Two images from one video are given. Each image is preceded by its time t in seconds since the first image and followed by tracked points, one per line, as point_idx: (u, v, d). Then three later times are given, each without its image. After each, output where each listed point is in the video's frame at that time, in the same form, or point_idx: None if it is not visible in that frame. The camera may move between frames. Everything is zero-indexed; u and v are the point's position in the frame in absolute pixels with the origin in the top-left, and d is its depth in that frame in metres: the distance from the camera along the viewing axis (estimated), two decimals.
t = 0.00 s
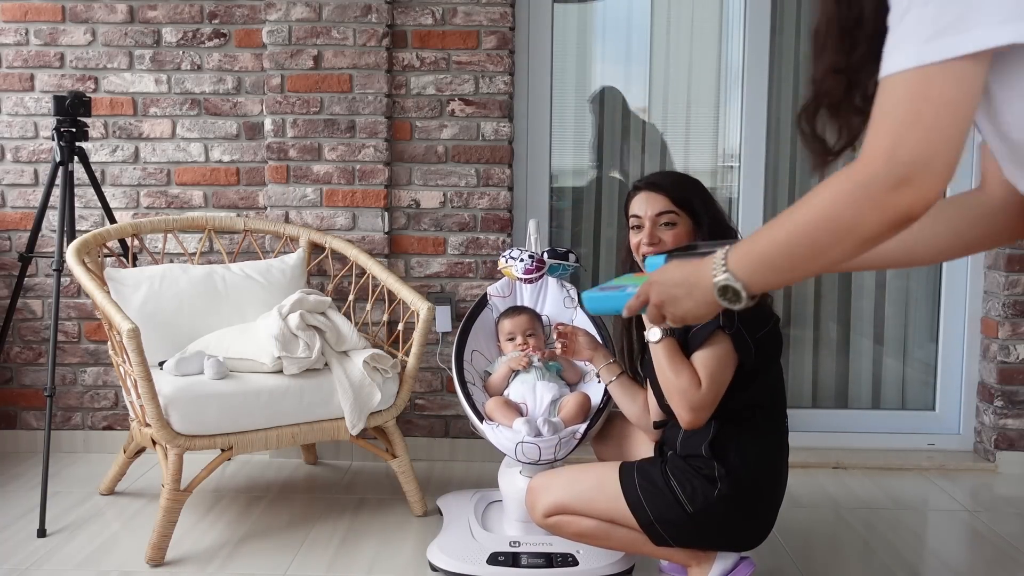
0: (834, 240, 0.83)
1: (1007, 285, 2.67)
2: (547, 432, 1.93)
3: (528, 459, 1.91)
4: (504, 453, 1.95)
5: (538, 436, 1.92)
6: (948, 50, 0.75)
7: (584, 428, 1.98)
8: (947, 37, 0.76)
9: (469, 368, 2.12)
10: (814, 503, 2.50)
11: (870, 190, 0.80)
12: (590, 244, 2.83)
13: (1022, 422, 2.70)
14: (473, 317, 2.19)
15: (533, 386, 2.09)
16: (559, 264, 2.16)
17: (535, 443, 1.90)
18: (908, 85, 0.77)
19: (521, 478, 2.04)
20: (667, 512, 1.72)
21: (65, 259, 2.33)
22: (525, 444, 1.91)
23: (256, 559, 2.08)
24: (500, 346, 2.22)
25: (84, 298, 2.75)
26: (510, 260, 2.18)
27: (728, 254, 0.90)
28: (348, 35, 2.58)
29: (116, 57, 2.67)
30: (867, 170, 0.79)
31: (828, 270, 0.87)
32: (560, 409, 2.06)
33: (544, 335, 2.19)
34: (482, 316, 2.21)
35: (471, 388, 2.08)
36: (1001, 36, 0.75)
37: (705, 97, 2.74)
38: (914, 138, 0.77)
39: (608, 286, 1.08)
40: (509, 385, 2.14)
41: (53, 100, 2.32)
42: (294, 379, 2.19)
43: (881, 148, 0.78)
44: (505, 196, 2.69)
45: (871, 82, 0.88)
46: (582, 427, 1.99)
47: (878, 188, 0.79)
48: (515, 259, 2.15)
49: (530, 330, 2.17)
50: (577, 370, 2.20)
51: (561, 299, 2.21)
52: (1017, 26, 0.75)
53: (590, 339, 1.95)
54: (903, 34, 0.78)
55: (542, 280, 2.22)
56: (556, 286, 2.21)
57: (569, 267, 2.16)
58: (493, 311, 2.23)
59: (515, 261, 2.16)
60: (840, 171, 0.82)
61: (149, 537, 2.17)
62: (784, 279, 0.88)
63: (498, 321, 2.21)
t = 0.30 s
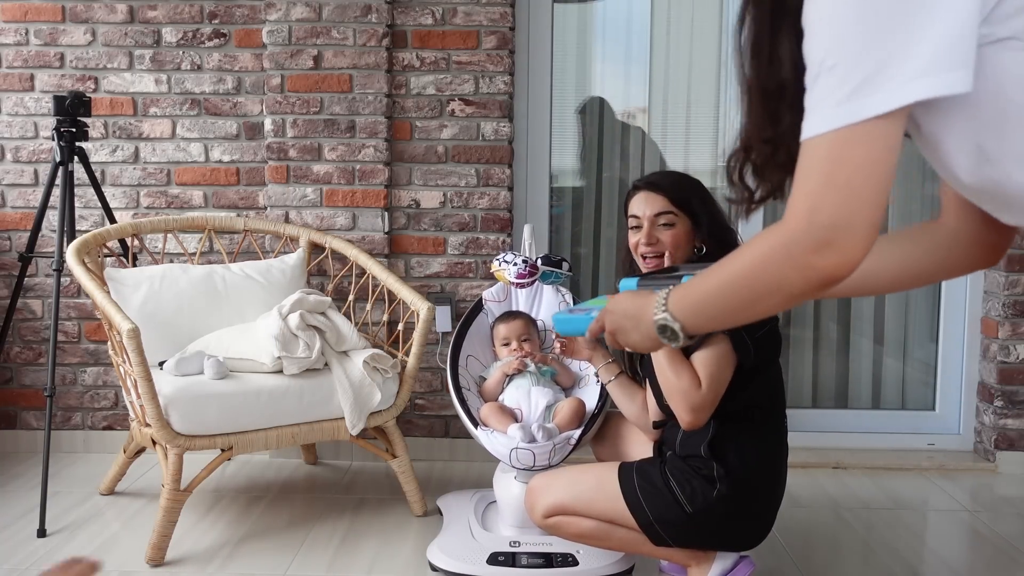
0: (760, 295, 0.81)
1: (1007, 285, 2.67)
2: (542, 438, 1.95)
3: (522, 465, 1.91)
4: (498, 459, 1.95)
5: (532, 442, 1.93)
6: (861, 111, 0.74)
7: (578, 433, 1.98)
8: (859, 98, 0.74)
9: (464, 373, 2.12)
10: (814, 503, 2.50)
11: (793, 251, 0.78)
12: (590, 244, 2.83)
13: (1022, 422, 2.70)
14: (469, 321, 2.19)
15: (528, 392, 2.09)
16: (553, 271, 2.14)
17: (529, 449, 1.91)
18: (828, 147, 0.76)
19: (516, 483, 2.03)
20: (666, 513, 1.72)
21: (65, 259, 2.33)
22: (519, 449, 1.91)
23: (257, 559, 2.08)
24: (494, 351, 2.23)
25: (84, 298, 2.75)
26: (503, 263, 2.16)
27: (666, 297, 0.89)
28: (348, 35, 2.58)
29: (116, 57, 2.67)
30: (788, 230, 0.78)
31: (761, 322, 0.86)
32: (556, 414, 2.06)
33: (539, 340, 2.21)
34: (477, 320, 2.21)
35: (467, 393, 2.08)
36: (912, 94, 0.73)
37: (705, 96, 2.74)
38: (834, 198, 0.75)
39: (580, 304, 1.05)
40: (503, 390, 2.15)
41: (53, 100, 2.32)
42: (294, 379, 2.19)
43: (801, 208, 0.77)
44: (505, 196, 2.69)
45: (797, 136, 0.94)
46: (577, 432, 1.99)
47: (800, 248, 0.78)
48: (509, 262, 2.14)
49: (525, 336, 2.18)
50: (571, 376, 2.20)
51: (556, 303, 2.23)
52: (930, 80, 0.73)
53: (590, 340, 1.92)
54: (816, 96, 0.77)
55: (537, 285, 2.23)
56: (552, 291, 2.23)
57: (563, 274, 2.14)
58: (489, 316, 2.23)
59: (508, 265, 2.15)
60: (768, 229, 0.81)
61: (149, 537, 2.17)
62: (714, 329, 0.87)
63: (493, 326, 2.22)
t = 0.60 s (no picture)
0: (716, 359, 0.81)
1: (1007, 285, 2.67)
2: (536, 443, 1.95)
3: (517, 470, 1.93)
4: (492, 464, 1.96)
5: (527, 447, 1.94)
6: (808, 182, 0.74)
7: (573, 437, 1.98)
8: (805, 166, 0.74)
9: (459, 378, 2.13)
10: (814, 503, 2.50)
11: (744, 320, 0.78)
12: (590, 244, 2.84)
13: (1022, 422, 2.70)
14: (465, 325, 2.19)
15: (522, 396, 2.11)
16: (548, 275, 2.16)
17: (524, 454, 1.92)
18: (776, 219, 0.76)
19: (510, 487, 2.04)
20: (669, 514, 1.72)
21: (65, 259, 2.33)
22: (514, 454, 1.92)
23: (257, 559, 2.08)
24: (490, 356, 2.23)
25: (84, 298, 2.75)
26: (500, 269, 2.19)
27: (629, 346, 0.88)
28: (348, 35, 2.58)
29: (116, 57, 2.67)
30: (741, 298, 0.78)
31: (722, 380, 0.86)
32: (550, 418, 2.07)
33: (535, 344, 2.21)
34: (473, 324, 2.21)
35: (461, 398, 2.09)
36: (857, 160, 0.72)
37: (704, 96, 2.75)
38: (783, 271, 0.75)
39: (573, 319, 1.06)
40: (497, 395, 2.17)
41: (53, 100, 2.32)
42: (294, 379, 2.19)
43: (752, 278, 0.77)
44: (505, 196, 2.69)
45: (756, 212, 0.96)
46: (572, 436, 1.99)
47: (752, 318, 0.77)
48: (505, 268, 2.17)
49: (521, 339, 2.18)
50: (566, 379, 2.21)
51: (552, 307, 2.21)
52: (875, 145, 0.73)
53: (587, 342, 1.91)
54: (766, 163, 0.77)
55: (532, 289, 2.22)
56: (547, 295, 2.22)
57: (559, 278, 2.17)
58: (484, 321, 2.23)
59: (504, 270, 2.18)
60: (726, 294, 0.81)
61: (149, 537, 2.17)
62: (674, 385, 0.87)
63: (488, 330, 2.22)
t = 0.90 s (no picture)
0: (684, 384, 0.79)
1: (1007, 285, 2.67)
2: (532, 446, 1.97)
3: (513, 472, 1.94)
4: (488, 466, 1.97)
5: (523, 449, 1.95)
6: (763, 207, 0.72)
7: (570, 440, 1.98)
8: (757, 194, 0.72)
9: (455, 379, 2.11)
10: (814, 503, 2.50)
11: (706, 348, 0.76)
12: (590, 244, 2.84)
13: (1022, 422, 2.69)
14: (462, 326, 2.18)
15: (519, 398, 2.12)
16: (544, 276, 2.20)
17: (520, 457, 1.93)
18: (738, 246, 0.73)
19: (507, 489, 2.04)
20: (670, 514, 1.72)
21: (64, 259, 2.33)
22: (510, 457, 1.93)
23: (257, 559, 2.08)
24: (486, 358, 2.22)
25: (84, 298, 2.75)
26: (495, 270, 2.22)
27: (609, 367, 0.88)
28: (348, 35, 2.58)
29: (116, 57, 2.67)
30: (703, 328, 0.76)
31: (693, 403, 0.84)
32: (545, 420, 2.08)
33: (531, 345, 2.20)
34: (470, 325, 2.20)
35: (458, 399, 2.07)
36: (810, 187, 0.71)
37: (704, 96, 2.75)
38: (744, 302, 0.72)
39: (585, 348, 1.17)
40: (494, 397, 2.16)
41: (53, 100, 2.32)
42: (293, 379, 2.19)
43: (713, 307, 0.74)
44: (505, 196, 2.69)
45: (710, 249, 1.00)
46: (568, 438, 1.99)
47: (714, 348, 0.75)
48: (500, 269, 2.19)
49: (517, 341, 2.18)
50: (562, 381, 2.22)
51: (548, 309, 2.22)
52: (828, 172, 0.71)
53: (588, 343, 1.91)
54: (725, 190, 0.75)
55: (528, 291, 2.24)
56: (543, 297, 2.23)
57: (555, 279, 2.20)
58: (481, 322, 2.23)
59: (499, 271, 2.20)
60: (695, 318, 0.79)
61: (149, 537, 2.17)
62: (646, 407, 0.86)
63: (486, 332, 2.21)
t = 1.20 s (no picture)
0: (677, 385, 0.81)
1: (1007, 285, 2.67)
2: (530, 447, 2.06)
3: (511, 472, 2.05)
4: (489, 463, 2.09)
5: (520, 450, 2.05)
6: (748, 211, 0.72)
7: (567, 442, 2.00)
8: (739, 199, 0.72)
9: (453, 379, 2.12)
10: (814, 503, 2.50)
11: (696, 349, 0.77)
12: (591, 245, 2.84)
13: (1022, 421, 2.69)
14: (459, 327, 2.18)
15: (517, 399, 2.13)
16: (542, 276, 2.21)
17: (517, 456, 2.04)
18: (725, 250, 0.74)
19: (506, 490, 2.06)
20: (671, 512, 1.72)
21: (64, 259, 2.33)
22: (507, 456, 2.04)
23: (257, 559, 2.08)
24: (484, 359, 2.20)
25: (84, 298, 2.75)
26: (493, 271, 2.23)
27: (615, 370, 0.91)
28: (348, 35, 2.58)
29: (116, 57, 2.67)
30: (692, 331, 0.77)
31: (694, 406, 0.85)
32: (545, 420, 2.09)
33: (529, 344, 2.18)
34: (467, 326, 2.19)
35: (456, 400, 2.09)
36: (790, 193, 0.71)
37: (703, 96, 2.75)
38: (728, 305, 0.73)
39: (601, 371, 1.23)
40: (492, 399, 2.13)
41: (53, 100, 2.32)
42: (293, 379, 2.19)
43: (700, 310, 0.76)
44: (505, 196, 2.69)
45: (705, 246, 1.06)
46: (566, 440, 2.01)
47: (703, 350, 0.76)
48: (499, 270, 2.21)
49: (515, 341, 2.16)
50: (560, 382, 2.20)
51: (547, 308, 2.22)
52: (811, 175, 0.71)
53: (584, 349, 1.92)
54: (711, 194, 0.76)
55: (527, 291, 2.24)
56: (542, 297, 2.23)
57: (553, 279, 2.21)
58: (479, 322, 2.21)
59: (498, 273, 2.22)
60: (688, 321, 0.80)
61: (149, 537, 2.17)
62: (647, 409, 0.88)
63: (483, 332, 2.20)
